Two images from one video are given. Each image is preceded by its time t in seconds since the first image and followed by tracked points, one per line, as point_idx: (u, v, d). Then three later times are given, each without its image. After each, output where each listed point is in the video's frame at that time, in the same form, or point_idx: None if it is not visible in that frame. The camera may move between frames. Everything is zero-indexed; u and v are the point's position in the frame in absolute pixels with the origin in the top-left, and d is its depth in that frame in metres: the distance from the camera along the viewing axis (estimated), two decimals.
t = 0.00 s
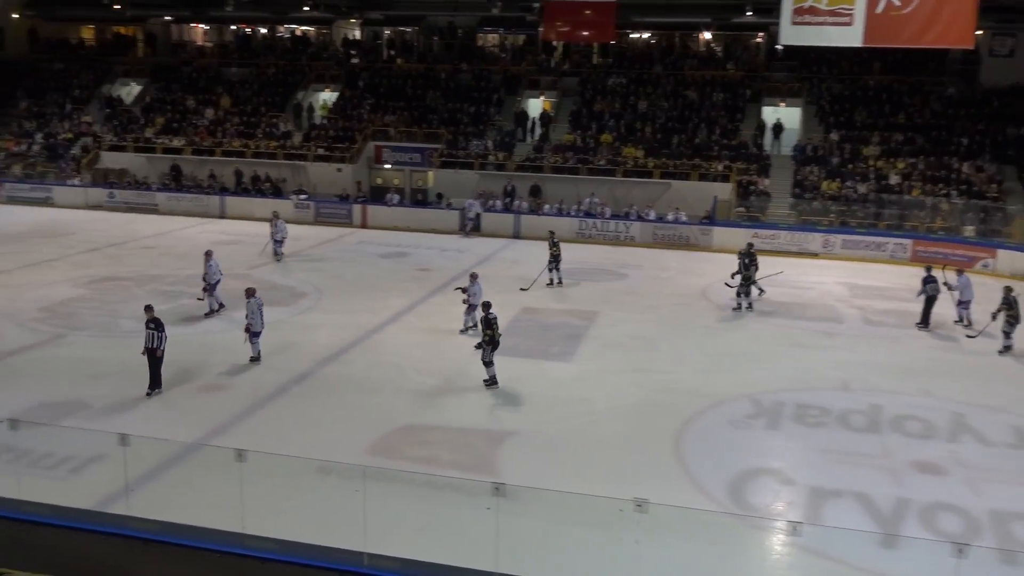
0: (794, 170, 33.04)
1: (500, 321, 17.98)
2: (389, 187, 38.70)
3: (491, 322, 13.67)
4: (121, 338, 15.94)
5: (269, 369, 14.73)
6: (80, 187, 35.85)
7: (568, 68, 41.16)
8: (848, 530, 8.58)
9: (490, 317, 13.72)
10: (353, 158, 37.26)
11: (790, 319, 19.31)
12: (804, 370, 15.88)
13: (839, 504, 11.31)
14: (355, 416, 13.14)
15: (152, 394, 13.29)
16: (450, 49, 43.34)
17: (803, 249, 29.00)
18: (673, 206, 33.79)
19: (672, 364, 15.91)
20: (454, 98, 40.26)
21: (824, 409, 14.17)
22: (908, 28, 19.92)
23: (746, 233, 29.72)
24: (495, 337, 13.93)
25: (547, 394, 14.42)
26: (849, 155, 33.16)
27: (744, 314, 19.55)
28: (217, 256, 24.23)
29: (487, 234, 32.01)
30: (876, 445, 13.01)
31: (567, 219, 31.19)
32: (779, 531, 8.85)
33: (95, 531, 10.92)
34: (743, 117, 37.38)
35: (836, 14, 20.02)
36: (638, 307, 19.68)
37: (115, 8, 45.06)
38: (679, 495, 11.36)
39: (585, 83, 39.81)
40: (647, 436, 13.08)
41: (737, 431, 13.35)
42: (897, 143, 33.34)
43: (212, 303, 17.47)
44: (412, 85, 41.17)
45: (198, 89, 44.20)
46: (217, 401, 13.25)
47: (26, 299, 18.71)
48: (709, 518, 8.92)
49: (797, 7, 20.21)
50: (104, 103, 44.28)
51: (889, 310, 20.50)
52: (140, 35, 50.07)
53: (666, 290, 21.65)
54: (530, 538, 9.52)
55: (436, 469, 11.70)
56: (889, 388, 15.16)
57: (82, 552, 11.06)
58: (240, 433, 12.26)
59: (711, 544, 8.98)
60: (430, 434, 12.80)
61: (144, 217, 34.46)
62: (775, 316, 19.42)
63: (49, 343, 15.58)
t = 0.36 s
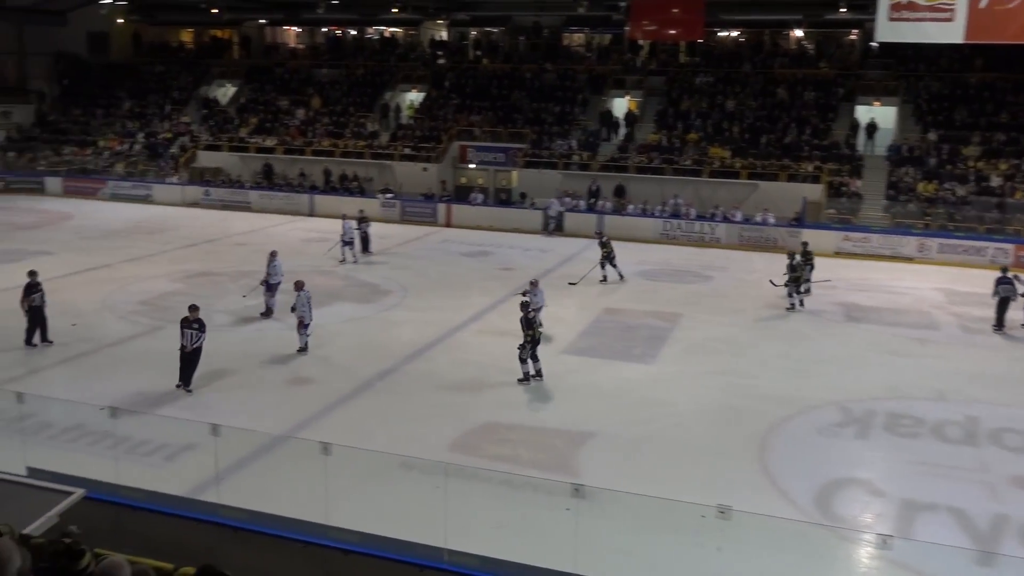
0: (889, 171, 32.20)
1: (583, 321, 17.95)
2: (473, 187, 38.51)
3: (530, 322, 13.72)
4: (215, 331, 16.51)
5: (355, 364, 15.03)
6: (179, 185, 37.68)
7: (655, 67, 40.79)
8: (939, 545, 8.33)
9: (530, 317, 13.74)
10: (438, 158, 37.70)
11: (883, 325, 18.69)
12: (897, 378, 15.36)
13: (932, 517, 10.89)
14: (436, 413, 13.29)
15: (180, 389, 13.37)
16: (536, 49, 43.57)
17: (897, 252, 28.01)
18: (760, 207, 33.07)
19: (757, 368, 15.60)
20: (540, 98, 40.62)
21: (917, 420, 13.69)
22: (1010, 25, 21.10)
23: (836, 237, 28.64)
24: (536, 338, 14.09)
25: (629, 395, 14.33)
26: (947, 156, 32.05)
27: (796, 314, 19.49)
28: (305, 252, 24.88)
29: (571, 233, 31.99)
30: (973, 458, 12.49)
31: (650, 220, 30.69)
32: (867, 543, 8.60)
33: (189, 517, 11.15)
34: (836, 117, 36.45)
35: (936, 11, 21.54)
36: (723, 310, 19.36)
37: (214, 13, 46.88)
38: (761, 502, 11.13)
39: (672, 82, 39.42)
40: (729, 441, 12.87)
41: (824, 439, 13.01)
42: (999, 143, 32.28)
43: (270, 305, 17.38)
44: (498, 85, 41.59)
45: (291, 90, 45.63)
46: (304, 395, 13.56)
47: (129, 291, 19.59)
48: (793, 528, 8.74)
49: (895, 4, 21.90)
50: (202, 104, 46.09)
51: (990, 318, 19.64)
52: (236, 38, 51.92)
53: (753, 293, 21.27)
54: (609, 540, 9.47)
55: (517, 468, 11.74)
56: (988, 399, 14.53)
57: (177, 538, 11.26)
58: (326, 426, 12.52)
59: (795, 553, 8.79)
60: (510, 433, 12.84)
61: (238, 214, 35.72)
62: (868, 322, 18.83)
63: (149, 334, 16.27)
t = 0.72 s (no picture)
0: (957, 172, 31.41)
1: (638, 322, 17.86)
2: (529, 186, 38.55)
3: (539, 318, 13.69)
4: (275, 325, 16.80)
5: (411, 361, 15.16)
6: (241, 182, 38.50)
7: (715, 65, 40.39)
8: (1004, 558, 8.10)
9: (540, 313, 13.73)
10: (496, 157, 37.70)
11: (948, 330, 18.21)
12: (963, 385, 14.94)
13: (998, 528, 10.57)
14: (491, 410, 13.34)
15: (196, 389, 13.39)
16: (594, 48, 43.52)
17: (964, 256, 27.30)
18: (821, 208, 32.53)
19: (816, 372, 15.33)
20: (598, 96, 40.27)
21: (983, 428, 13.30)
22: None
23: (900, 239, 28.06)
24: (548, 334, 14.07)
25: (684, 397, 14.19)
26: (1018, 157, 31.13)
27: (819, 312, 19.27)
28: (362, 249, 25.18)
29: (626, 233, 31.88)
30: None
31: (708, 221, 30.48)
32: (929, 554, 8.40)
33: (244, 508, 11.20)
34: (901, 115, 35.67)
35: (1008, 6, 21.06)
36: (781, 312, 19.07)
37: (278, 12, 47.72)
38: (819, 508, 10.92)
39: (733, 81, 39.01)
40: (786, 445, 12.69)
41: (885, 446, 12.72)
42: None
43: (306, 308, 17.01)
44: (556, 84, 41.62)
45: (350, 88, 46.25)
46: (360, 391, 13.70)
47: (192, 285, 20.06)
48: (850, 535, 8.58)
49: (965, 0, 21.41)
50: (264, 103, 46.93)
51: None
52: (298, 37, 52.76)
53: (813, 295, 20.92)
54: (663, 542, 9.39)
55: (571, 467, 11.71)
56: None
57: (230, 529, 11.31)
58: (382, 422, 12.65)
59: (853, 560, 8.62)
60: (564, 432, 12.81)
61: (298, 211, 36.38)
62: (932, 327, 18.36)
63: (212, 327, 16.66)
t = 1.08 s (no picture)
0: None
1: (691, 320, 17.73)
2: (583, 182, 37.95)
3: (552, 310, 13.78)
4: (329, 316, 17.02)
5: (462, 354, 15.24)
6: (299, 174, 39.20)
7: (775, 62, 39.87)
8: None
9: (552, 306, 13.80)
10: (550, 152, 37.68)
11: (1013, 336, 17.69)
12: None
13: None
14: (540, 405, 13.37)
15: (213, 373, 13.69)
16: (652, 44, 43.26)
17: None
18: (881, 209, 31.88)
19: (874, 376, 15.04)
20: (655, 92, 40.30)
21: None
22: None
23: (963, 241, 27.28)
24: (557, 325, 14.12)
25: (735, 397, 14.06)
26: None
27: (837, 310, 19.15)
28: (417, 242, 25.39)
29: (681, 231, 31.63)
30: None
31: (765, 220, 30.09)
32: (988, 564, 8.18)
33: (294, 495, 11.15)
34: (968, 115, 34.76)
35: None
36: (837, 314, 18.76)
37: (338, 7, 48.38)
38: (872, 515, 10.70)
39: (793, 78, 38.46)
40: (842, 449, 12.45)
41: (944, 453, 12.41)
42: None
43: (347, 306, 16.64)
44: (613, 79, 41.44)
45: (407, 82, 46.65)
46: (411, 383, 13.81)
47: (250, 276, 20.44)
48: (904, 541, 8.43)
49: None
50: (323, 96, 47.56)
51: None
52: (357, 31, 53.40)
53: (871, 297, 20.53)
54: (710, 543, 9.31)
55: (620, 465, 11.65)
56: None
57: (281, 516, 11.27)
58: (432, 413, 12.75)
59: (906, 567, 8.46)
60: (613, 430, 12.77)
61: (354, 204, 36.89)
62: (996, 332, 17.86)
63: (269, 316, 16.96)
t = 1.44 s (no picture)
0: None
1: (747, 319, 17.50)
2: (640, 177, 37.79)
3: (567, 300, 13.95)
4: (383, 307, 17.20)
5: (515, 348, 15.25)
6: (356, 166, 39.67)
7: (839, 57, 39.11)
8: None
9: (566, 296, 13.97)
10: (606, 147, 37.64)
11: None
12: None
13: None
14: (591, 400, 13.33)
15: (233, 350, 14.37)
16: (712, 38, 42.76)
17: None
18: (947, 207, 31.07)
19: (935, 379, 14.67)
20: (713, 86, 39.82)
21: None
22: None
23: None
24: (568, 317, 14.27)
25: (789, 397, 13.86)
26: None
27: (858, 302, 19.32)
28: (471, 235, 25.50)
29: (738, 227, 31.41)
30: None
31: (824, 217, 29.62)
32: None
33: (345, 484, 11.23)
34: None
35: None
36: (898, 315, 18.34)
37: None
38: (931, 521, 10.44)
39: (857, 73, 37.67)
40: (899, 453, 12.17)
41: (1007, 460, 12.04)
42: None
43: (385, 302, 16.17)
44: (671, 74, 41.00)
45: (464, 76, 46.77)
46: (463, 376, 13.86)
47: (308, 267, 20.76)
48: (965, 549, 8.21)
49: None
50: (381, 88, 47.95)
51: None
52: (416, 24, 53.77)
53: (934, 298, 20.02)
54: (763, 544, 9.19)
55: (671, 463, 11.55)
56: None
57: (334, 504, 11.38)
58: (483, 407, 12.78)
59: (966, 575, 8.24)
60: (665, 427, 12.66)
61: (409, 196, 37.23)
62: None
63: (325, 306, 17.18)
